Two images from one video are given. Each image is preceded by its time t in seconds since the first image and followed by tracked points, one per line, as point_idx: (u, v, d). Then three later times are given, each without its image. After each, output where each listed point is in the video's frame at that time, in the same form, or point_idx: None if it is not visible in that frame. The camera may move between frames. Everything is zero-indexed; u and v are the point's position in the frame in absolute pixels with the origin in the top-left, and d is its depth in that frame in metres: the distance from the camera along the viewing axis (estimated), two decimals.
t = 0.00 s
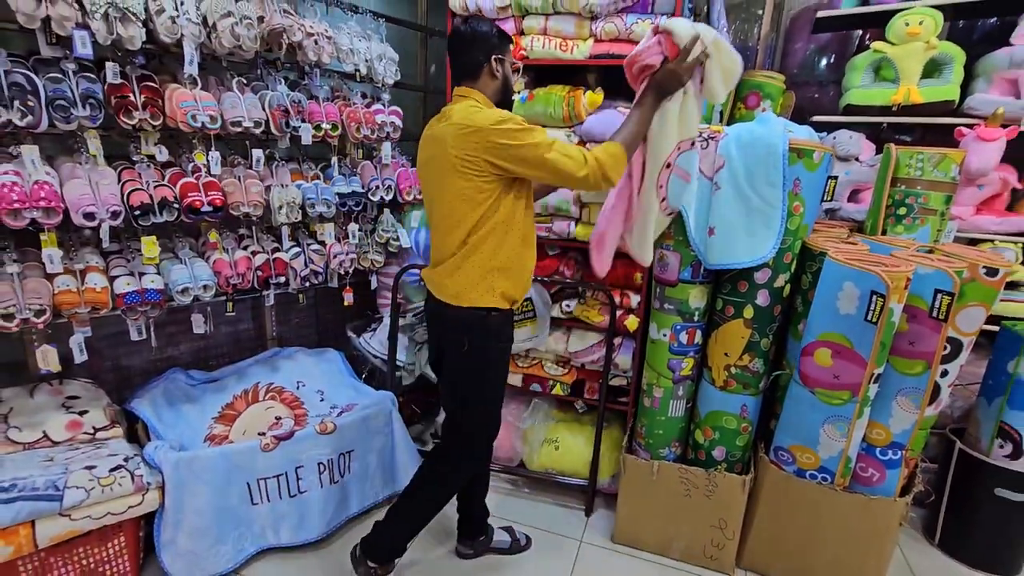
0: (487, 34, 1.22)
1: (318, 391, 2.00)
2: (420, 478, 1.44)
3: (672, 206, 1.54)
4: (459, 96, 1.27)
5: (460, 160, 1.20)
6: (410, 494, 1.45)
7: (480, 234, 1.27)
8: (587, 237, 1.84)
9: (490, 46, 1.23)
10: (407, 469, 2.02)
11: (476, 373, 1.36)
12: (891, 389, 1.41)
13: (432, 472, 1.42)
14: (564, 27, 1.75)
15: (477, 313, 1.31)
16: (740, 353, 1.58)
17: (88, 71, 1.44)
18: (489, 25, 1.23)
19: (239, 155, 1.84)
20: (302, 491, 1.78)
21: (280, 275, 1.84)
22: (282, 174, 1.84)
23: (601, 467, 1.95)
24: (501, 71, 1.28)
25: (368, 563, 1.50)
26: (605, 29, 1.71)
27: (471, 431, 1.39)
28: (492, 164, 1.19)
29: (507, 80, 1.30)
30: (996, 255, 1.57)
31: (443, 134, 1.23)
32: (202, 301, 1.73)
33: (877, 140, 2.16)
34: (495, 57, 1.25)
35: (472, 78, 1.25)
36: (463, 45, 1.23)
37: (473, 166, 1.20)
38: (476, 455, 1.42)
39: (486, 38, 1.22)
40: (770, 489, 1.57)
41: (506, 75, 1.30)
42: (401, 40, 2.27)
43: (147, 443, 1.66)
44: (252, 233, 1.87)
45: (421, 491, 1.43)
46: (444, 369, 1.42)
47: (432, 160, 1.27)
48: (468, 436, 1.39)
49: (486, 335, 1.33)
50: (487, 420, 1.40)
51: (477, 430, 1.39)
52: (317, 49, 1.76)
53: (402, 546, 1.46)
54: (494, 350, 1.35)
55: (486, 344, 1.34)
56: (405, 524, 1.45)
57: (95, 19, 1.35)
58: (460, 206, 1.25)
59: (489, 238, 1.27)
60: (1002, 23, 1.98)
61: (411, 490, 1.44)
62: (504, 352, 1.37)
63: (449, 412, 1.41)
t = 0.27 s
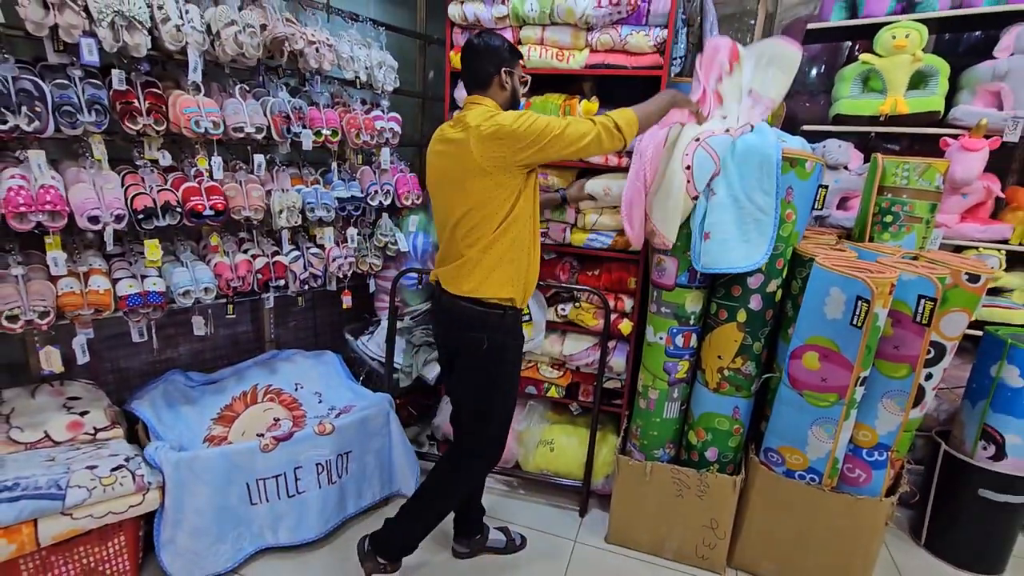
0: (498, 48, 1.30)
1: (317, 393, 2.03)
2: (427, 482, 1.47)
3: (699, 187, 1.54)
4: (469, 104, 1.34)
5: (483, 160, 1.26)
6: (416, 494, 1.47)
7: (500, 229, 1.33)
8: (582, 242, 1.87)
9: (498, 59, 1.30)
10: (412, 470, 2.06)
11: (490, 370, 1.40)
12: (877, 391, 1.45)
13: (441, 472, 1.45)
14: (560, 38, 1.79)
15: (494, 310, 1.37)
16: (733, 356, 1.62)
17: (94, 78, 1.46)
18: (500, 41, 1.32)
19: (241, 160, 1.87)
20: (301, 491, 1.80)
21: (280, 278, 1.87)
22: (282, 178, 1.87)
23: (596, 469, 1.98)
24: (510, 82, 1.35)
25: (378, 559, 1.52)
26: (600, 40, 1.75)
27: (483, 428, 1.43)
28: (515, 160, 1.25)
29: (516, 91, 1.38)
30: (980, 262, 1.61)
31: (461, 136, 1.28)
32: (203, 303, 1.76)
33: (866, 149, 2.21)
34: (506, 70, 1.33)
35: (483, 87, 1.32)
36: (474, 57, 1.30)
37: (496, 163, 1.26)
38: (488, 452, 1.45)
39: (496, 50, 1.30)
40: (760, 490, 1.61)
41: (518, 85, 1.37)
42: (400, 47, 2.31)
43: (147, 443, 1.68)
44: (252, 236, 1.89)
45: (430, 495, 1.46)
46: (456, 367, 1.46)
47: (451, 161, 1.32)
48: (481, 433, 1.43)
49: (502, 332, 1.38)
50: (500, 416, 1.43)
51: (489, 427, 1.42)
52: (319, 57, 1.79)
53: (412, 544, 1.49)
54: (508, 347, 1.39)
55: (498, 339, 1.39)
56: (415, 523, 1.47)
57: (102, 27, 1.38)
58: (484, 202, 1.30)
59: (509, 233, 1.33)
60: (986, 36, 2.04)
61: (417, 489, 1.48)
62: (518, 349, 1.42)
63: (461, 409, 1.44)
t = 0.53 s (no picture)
0: (508, 56, 1.32)
1: (315, 395, 2.03)
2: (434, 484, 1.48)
3: (702, 189, 1.54)
4: (477, 111, 1.37)
5: (483, 168, 1.28)
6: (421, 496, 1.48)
7: (498, 238, 1.35)
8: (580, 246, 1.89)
9: (507, 68, 1.32)
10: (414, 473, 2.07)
11: (497, 372, 1.41)
12: (871, 394, 1.47)
13: (449, 474, 1.47)
14: (559, 43, 1.81)
15: (501, 313, 1.37)
16: (729, 359, 1.64)
17: (96, 81, 1.47)
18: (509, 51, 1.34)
19: (240, 163, 1.88)
20: (300, 493, 1.80)
21: (280, 281, 1.88)
22: (282, 182, 1.88)
23: (594, 471, 1.99)
24: (516, 90, 1.37)
25: (384, 559, 1.54)
26: (597, 46, 1.77)
27: (490, 430, 1.43)
28: (514, 175, 1.28)
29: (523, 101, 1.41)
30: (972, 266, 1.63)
31: (467, 143, 1.31)
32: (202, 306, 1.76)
33: (860, 153, 2.24)
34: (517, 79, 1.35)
35: (491, 94, 1.34)
36: (483, 64, 1.32)
37: (495, 174, 1.28)
38: (495, 454, 1.45)
39: (504, 59, 1.32)
40: (756, 491, 1.62)
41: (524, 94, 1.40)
42: (400, 51, 2.32)
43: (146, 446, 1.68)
44: (252, 239, 1.90)
45: (440, 497, 1.47)
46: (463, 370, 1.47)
47: (456, 167, 1.34)
48: (487, 434, 1.44)
49: (508, 335, 1.39)
50: (507, 418, 1.44)
51: (496, 429, 1.43)
52: (319, 61, 1.80)
53: (422, 545, 1.50)
54: (515, 349, 1.40)
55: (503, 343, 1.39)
56: (422, 525, 1.48)
57: (104, 31, 1.39)
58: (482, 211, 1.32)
59: (506, 244, 1.35)
60: (977, 44, 2.08)
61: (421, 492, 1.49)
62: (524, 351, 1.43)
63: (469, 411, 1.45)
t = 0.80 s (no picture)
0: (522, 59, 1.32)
1: (313, 398, 2.02)
2: (430, 491, 1.47)
3: (700, 193, 1.54)
4: (487, 113, 1.36)
5: (494, 173, 1.27)
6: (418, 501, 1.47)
7: (501, 245, 1.34)
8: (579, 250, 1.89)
9: (520, 72, 1.32)
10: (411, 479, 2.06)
11: (495, 377, 1.40)
12: (872, 397, 1.47)
13: (445, 480, 1.46)
14: (559, 46, 1.81)
15: (499, 319, 1.37)
16: (728, 363, 1.64)
17: (95, 83, 1.47)
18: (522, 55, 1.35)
19: (239, 165, 1.87)
20: (298, 497, 1.79)
21: (278, 284, 1.87)
22: (281, 184, 1.87)
23: (593, 475, 1.98)
24: (528, 95, 1.38)
25: (378, 564, 1.52)
26: (597, 49, 1.77)
27: (486, 435, 1.43)
28: (523, 183, 1.28)
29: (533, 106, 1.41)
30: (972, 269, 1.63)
31: (477, 145, 1.30)
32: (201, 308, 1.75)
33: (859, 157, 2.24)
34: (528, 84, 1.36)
35: (502, 97, 1.34)
36: (496, 66, 1.31)
37: (506, 180, 1.27)
38: (491, 458, 1.45)
39: (519, 63, 1.32)
40: (757, 496, 1.62)
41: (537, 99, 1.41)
42: (399, 53, 2.32)
43: (143, 450, 1.67)
44: (250, 242, 1.89)
45: (437, 504, 1.46)
46: (461, 372, 1.46)
47: (465, 170, 1.32)
48: (484, 439, 1.43)
49: (506, 339, 1.39)
50: (504, 423, 1.43)
51: (493, 434, 1.43)
52: (319, 64, 1.80)
53: (417, 550, 1.49)
54: (512, 354, 1.40)
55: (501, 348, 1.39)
56: (420, 527, 1.47)
57: (103, 33, 1.38)
58: (489, 217, 1.31)
59: (509, 251, 1.35)
60: (976, 48, 2.08)
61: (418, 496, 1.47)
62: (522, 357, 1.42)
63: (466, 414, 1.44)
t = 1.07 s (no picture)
0: (527, 62, 1.32)
1: (314, 403, 2.01)
2: (431, 496, 1.46)
3: (704, 196, 1.52)
4: (490, 116, 1.35)
5: (493, 177, 1.26)
6: (419, 507, 1.46)
7: (500, 250, 1.33)
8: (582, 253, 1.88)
9: (524, 74, 1.32)
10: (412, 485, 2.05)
11: (495, 382, 1.39)
12: (878, 402, 1.46)
13: (445, 486, 1.44)
14: (561, 49, 1.80)
15: (498, 324, 1.36)
16: (733, 367, 1.62)
17: (95, 86, 1.46)
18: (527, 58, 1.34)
19: (240, 168, 1.86)
20: (299, 502, 1.78)
21: (279, 287, 1.85)
22: (282, 187, 1.87)
23: (596, 480, 1.97)
24: (530, 98, 1.37)
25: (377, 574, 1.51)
26: (600, 51, 1.76)
27: (487, 440, 1.41)
28: (522, 188, 1.26)
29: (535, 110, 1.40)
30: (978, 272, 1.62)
31: (478, 149, 1.29)
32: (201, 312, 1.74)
33: (863, 159, 2.23)
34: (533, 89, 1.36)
35: (506, 99, 1.33)
36: (500, 68, 1.31)
37: (505, 184, 1.26)
38: (492, 464, 1.43)
39: (524, 66, 1.31)
40: (762, 502, 1.60)
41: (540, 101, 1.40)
42: (400, 56, 2.31)
43: (142, 455, 1.66)
44: (251, 245, 1.88)
45: (437, 509, 1.45)
46: (461, 378, 1.45)
47: (465, 173, 1.32)
48: (485, 445, 1.41)
49: (506, 345, 1.38)
50: (504, 429, 1.42)
51: (493, 439, 1.41)
52: (320, 66, 1.79)
53: (416, 556, 1.47)
54: (513, 359, 1.39)
55: (500, 353, 1.38)
56: (420, 533, 1.46)
57: (104, 36, 1.38)
58: (488, 222, 1.30)
59: (508, 257, 1.34)
60: (980, 50, 2.07)
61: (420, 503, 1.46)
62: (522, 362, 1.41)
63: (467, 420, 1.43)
